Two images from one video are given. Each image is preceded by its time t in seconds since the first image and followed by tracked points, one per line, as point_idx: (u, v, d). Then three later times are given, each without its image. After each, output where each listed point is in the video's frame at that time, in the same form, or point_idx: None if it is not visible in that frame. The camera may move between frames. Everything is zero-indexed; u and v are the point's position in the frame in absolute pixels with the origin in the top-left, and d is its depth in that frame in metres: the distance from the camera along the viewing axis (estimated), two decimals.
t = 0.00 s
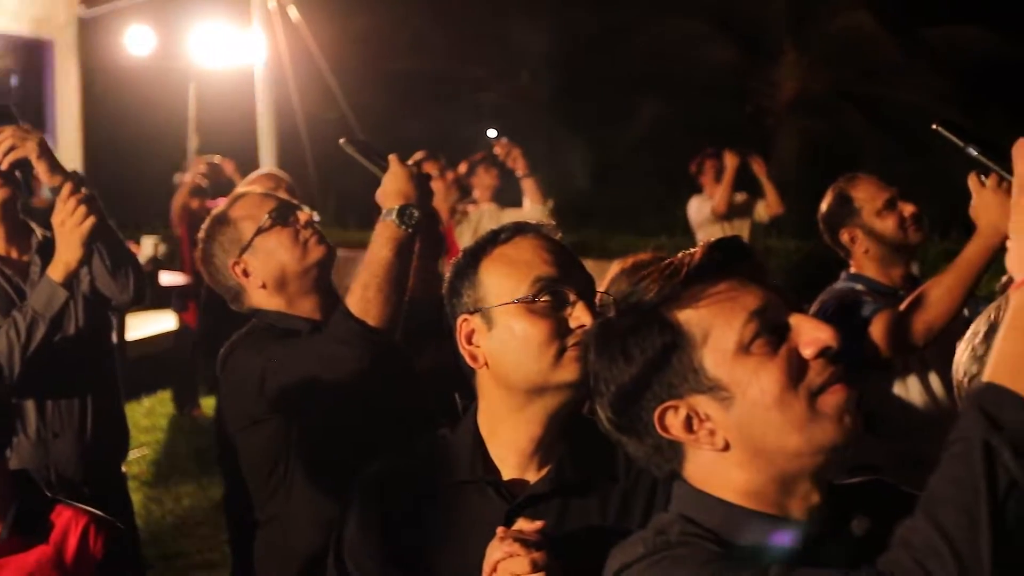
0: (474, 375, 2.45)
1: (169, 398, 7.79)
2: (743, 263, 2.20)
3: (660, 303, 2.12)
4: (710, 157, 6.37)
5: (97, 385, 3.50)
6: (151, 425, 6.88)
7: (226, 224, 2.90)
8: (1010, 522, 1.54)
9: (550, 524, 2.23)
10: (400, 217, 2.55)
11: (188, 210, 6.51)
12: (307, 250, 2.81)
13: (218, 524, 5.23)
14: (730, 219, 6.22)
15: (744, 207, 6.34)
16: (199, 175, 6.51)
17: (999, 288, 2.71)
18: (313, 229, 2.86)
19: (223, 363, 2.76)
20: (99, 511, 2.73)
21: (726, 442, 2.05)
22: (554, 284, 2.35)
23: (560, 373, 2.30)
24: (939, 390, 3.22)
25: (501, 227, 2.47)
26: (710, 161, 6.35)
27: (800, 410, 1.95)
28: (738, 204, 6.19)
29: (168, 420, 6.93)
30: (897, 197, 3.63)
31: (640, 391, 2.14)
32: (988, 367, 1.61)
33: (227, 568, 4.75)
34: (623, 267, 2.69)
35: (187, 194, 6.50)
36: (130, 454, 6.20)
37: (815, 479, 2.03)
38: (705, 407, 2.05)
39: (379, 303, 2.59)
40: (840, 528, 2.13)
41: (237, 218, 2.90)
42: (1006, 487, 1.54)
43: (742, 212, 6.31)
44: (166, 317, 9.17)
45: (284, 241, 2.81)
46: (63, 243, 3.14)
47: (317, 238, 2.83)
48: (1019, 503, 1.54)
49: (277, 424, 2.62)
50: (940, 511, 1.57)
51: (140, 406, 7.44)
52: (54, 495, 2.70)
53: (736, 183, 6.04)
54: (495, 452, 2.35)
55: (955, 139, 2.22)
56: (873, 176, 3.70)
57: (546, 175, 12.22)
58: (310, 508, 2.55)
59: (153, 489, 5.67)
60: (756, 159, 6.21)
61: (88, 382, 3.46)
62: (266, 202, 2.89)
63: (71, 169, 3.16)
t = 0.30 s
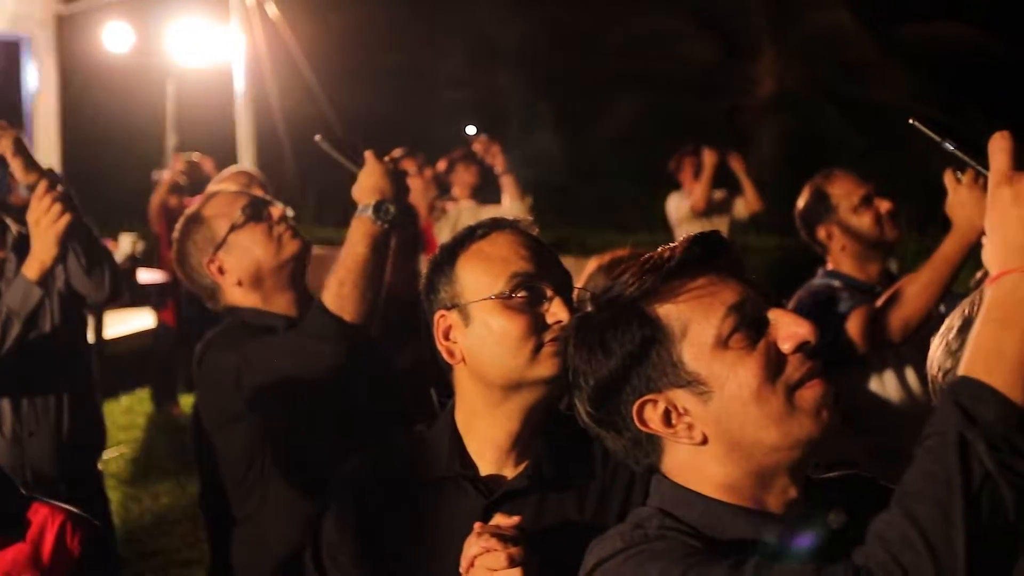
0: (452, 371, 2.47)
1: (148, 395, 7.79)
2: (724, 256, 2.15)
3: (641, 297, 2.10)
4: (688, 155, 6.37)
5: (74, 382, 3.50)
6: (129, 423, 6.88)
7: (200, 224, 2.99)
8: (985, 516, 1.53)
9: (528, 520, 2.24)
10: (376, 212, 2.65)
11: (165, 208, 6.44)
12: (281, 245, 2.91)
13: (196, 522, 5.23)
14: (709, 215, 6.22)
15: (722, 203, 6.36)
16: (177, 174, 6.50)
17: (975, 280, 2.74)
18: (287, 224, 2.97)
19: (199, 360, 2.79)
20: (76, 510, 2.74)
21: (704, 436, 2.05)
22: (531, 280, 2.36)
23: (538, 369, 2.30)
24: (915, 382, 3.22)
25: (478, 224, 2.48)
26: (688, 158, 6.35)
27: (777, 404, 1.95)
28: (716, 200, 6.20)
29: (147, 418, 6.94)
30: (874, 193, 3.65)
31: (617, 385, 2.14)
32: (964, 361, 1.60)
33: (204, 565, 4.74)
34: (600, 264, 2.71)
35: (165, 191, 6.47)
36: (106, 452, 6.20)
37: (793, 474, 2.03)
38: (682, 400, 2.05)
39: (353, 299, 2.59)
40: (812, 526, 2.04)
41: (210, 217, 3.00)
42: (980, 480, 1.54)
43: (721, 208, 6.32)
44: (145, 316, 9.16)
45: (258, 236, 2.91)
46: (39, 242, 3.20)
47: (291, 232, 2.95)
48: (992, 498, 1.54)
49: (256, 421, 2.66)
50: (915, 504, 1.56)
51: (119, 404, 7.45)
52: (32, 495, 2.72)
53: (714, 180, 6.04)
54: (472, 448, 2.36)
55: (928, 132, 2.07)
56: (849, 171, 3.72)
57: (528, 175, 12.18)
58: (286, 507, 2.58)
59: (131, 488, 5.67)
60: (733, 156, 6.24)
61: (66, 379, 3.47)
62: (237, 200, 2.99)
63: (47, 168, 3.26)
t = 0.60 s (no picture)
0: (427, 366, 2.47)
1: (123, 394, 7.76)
2: (699, 251, 2.10)
3: (615, 291, 2.06)
4: (665, 151, 6.33)
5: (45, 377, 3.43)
6: (105, 422, 6.86)
7: (175, 219, 3.05)
8: (957, 507, 1.53)
9: (502, 516, 2.23)
10: (350, 207, 2.76)
11: (140, 204, 6.25)
12: (255, 242, 2.97)
13: (170, 522, 5.18)
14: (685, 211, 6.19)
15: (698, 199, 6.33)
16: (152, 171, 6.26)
17: (947, 274, 2.75)
18: (261, 219, 3.03)
19: (173, 356, 2.86)
20: (50, 504, 2.78)
21: (679, 429, 2.00)
22: (506, 274, 2.37)
23: (512, 364, 2.30)
24: (890, 377, 3.24)
25: (453, 218, 2.50)
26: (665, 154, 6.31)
27: (753, 397, 1.89)
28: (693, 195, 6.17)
29: (123, 416, 6.92)
30: (848, 189, 3.76)
31: (592, 378, 2.11)
32: (934, 354, 1.61)
33: (176, 566, 4.69)
34: (576, 259, 2.72)
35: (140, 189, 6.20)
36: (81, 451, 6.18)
37: (769, 467, 1.98)
38: (657, 393, 2.01)
39: (327, 296, 2.77)
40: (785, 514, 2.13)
41: (185, 212, 3.06)
42: (951, 469, 1.54)
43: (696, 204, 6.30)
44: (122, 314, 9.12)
45: (232, 232, 2.96)
46: (12, 238, 3.25)
47: (264, 229, 3.01)
48: (964, 487, 1.54)
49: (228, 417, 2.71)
50: (888, 496, 1.54)
51: (94, 402, 7.43)
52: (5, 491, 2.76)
53: (691, 176, 6.00)
54: (447, 443, 2.36)
55: (902, 125, 2.02)
56: (823, 167, 3.82)
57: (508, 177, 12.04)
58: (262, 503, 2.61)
59: (105, 486, 5.65)
60: (710, 152, 6.21)
61: (35, 376, 3.39)
62: (212, 197, 3.05)
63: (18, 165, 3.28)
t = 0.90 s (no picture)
0: (398, 361, 2.47)
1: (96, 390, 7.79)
2: (671, 244, 2.08)
3: (587, 283, 2.05)
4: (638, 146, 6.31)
5: (14, 371, 3.42)
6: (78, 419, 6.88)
7: (146, 212, 2.96)
8: (924, 497, 1.54)
9: (475, 510, 2.24)
10: (324, 204, 2.78)
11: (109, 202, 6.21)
12: (229, 236, 2.94)
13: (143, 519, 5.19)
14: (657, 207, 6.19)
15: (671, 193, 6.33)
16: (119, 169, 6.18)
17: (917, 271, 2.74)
18: (234, 214, 2.96)
19: (143, 352, 2.89)
20: (19, 499, 2.75)
21: (651, 421, 1.99)
22: (477, 268, 2.37)
23: (484, 357, 2.30)
24: (862, 371, 3.26)
25: (424, 213, 2.49)
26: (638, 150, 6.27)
27: (725, 387, 1.88)
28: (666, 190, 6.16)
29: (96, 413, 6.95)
30: (819, 183, 3.81)
31: (564, 371, 2.10)
32: (905, 343, 1.61)
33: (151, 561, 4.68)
34: (548, 254, 2.74)
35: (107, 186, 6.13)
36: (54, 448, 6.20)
37: (740, 458, 1.98)
38: (629, 385, 1.99)
39: (298, 293, 2.81)
40: (757, 504, 2.12)
41: (157, 205, 2.95)
42: (919, 460, 1.55)
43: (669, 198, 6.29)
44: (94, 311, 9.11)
45: (205, 227, 2.90)
46: None
47: (237, 224, 2.95)
48: (931, 477, 1.55)
49: (199, 413, 2.80)
50: (858, 487, 1.55)
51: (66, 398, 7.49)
52: None
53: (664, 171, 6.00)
54: (419, 436, 2.36)
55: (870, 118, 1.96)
56: (795, 162, 3.86)
57: (483, 175, 12.01)
58: (230, 497, 2.76)
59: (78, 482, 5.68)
60: (683, 147, 6.20)
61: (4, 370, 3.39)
62: (184, 189, 2.95)
63: None
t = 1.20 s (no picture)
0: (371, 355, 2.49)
1: (67, 387, 7.76)
2: (642, 237, 2.08)
3: (557, 275, 2.04)
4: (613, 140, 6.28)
5: None
6: (49, 416, 6.86)
7: (120, 207, 3.08)
8: (896, 488, 1.50)
9: (446, 503, 2.22)
10: (298, 198, 2.79)
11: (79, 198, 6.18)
12: (201, 230, 3.02)
13: (115, 513, 5.25)
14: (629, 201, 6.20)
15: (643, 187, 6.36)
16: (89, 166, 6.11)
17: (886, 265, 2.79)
18: (207, 210, 3.07)
19: (115, 346, 2.91)
20: None
21: (624, 412, 1.99)
22: (449, 262, 2.39)
23: (456, 351, 2.32)
24: (833, 366, 3.30)
25: (398, 205, 2.51)
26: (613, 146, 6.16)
27: (699, 375, 1.89)
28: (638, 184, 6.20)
29: (67, 410, 6.93)
30: (791, 177, 3.83)
31: (536, 365, 2.09)
32: (877, 336, 1.57)
33: (121, 555, 4.75)
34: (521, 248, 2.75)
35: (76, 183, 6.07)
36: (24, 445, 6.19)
37: (713, 448, 1.98)
38: (601, 376, 1.99)
39: (273, 287, 2.79)
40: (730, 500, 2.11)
41: (130, 199, 3.09)
42: (891, 452, 1.51)
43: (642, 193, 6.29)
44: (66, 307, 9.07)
45: (178, 222, 3.01)
46: None
47: (210, 219, 3.05)
48: (903, 470, 1.51)
49: (170, 407, 2.74)
50: (829, 476, 1.52)
51: (36, 395, 7.47)
52: None
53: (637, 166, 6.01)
54: (391, 430, 2.37)
55: (845, 111, 1.86)
56: (767, 157, 3.89)
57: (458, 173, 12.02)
58: (198, 492, 2.66)
59: (49, 478, 5.68)
60: (654, 141, 6.24)
61: None
62: (158, 184, 3.08)
63: None
